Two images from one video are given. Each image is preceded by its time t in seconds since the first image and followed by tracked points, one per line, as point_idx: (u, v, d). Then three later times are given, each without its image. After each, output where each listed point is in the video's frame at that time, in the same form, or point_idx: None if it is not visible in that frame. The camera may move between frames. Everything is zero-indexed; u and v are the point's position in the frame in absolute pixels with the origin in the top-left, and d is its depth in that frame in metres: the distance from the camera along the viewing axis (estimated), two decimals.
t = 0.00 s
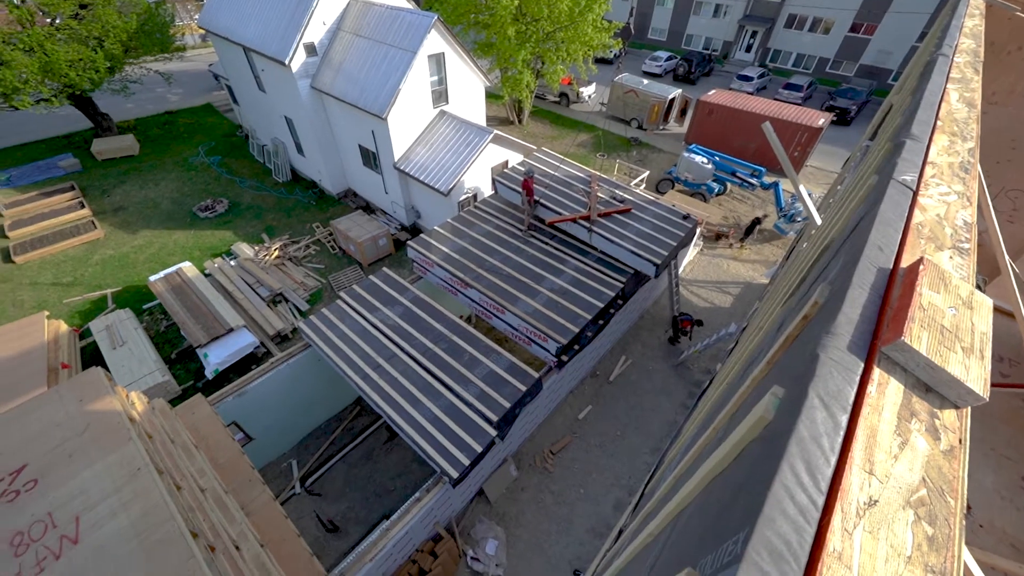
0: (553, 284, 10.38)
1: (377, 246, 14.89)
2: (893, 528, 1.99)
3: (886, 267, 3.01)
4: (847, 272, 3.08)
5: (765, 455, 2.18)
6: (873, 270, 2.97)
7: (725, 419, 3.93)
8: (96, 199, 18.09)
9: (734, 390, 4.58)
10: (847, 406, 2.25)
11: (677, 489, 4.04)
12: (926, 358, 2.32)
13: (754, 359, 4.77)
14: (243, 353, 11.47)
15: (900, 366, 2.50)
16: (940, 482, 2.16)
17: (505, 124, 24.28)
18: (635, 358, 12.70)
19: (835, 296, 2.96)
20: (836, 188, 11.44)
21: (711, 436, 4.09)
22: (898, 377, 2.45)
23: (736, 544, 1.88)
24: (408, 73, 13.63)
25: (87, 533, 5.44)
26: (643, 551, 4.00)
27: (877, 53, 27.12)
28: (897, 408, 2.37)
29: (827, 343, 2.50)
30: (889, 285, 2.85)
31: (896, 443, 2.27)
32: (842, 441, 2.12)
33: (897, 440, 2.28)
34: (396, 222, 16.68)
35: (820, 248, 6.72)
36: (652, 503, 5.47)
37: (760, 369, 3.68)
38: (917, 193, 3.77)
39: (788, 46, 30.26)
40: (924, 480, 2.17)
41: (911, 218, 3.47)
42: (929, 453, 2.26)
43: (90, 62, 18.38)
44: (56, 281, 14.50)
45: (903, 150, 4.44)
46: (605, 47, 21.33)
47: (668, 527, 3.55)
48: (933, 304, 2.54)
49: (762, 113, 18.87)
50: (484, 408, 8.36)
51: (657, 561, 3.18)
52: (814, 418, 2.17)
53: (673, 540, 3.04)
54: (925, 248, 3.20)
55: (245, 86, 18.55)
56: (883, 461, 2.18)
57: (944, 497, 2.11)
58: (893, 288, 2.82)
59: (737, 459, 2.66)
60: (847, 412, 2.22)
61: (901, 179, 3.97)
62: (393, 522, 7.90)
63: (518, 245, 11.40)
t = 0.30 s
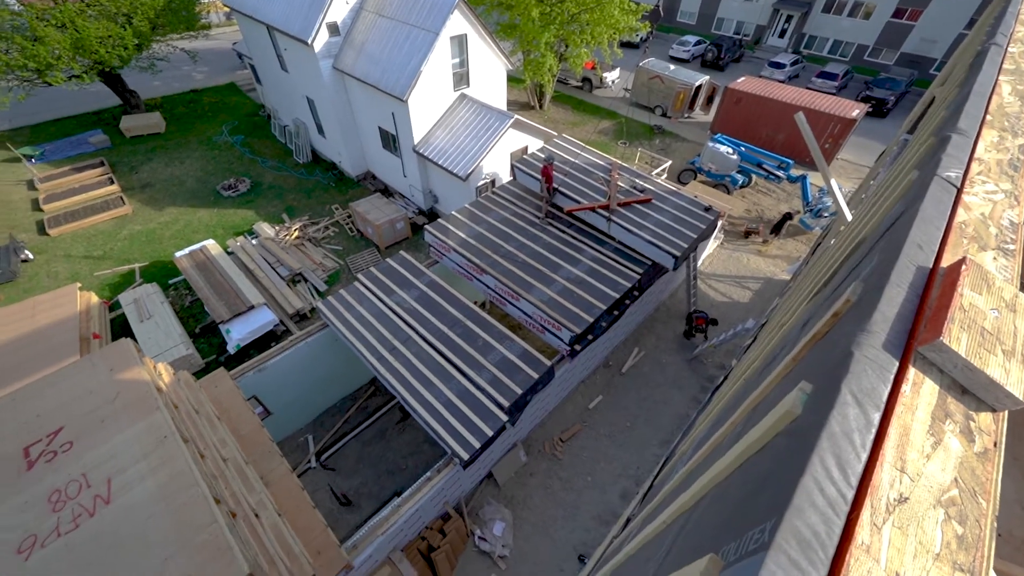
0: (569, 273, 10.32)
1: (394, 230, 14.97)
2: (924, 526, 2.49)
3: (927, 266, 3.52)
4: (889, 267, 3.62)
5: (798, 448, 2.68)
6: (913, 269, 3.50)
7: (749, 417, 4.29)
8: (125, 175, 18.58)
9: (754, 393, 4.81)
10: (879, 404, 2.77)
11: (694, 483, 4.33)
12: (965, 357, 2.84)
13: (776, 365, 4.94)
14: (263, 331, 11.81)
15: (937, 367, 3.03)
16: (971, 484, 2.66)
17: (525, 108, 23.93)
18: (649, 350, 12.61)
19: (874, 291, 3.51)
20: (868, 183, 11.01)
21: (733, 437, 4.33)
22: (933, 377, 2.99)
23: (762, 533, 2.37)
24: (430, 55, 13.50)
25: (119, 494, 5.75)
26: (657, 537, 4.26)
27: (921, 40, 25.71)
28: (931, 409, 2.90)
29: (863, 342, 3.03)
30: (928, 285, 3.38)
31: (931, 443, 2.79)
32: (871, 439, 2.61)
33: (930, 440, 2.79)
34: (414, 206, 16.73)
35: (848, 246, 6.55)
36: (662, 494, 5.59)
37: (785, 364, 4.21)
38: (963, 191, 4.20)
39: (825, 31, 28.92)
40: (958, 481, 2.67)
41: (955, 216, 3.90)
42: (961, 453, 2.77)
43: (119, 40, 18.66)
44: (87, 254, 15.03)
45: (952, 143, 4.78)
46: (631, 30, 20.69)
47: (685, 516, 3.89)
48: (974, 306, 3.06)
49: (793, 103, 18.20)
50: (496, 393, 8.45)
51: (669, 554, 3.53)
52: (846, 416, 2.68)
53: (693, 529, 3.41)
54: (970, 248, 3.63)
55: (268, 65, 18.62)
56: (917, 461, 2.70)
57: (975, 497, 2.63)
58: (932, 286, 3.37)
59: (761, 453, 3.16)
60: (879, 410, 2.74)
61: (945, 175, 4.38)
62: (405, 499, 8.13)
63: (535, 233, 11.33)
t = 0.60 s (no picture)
0: (584, 262, 10.25)
1: (411, 213, 15.06)
2: (963, 530, 2.56)
3: (973, 266, 3.62)
4: (934, 267, 3.69)
5: (834, 444, 2.77)
6: (960, 269, 3.59)
7: (770, 416, 4.34)
8: (153, 151, 19.02)
9: (775, 391, 4.80)
10: (919, 404, 2.83)
11: (710, 477, 4.38)
12: (1011, 362, 2.93)
13: (799, 366, 4.91)
14: (281, 308, 12.07)
15: (981, 370, 3.09)
16: (1013, 489, 2.74)
17: (546, 94, 23.57)
18: (662, 342, 12.51)
19: (916, 290, 3.58)
20: (903, 179, 10.54)
21: (753, 435, 4.34)
22: (977, 380, 3.06)
23: (796, 527, 2.50)
24: (452, 37, 13.40)
25: (145, 458, 6.03)
26: (669, 528, 4.31)
27: (968, 29, 24.27)
28: (974, 413, 2.98)
29: (905, 342, 3.09)
30: (975, 287, 3.47)
31: (973, 447, 2.87)
32: (911, 438, 2.69)
33: (972, 444, 2.87)
34: (431, 190, 16.76)
35: (880, 245, 6.30)
36: (672, 486, 5.60)
37: (813, 361, 4.29)
38: (1013, 189, 4.31)
39: (864, 18, 27.55)
40: (999, 486, 2.75)
41: (1003, 215, 4.03)
42: (1005, 458, 2.85)
43: (149, 17, 18.94)
44: (116, 227, 15.52)
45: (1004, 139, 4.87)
46: (658, 15, 20.09)
47: (701, 509, 3.96)
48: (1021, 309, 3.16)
49: (825, 93, 17.51)
50: (507, 379, 8.52)
51: (683, 547, 3.60)
52: (886, 415, 2.75)
53: (712, 523, 3.48)
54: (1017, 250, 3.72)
55: (292, 44, 18.71)
56: (959, 465, 2.78)
57: (1017, 501, 2.70)
58: (977, 287, 3.47)
59: (787, 451, 3.26)
60: (920, 411, 2.80)
61: (996, 172, 4.48)
62: (414, 477, 8.30)
63: (552, 221, 11.25)
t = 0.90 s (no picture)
0: (600, 253, 10.14)
1: (429, 197, 15.08)
2: (1007, 540, 2.72)
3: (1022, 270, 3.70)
4: (986, 270, 3.73)
5: (873, 446, 2.85)
6: (1012, 273, 3.65)
7: (794, 416, 4.34)
8: (180, 128, 19.40)
9: (801, 390, 4.77)
10: (965, 411, 2.93)
11: (727, 474, 4.42)
12: None
13: (825, 368, 4.84)
14: (300, 287, 12.32)
15: None
16: None
17: (569, 79, 23.05)
18: (675, 337, 12.36)
19: (963, 295, 3.63)
20: (942, 179, 10.03)
21: (774, 434, 4.33)
22: None
23: (831, 526, 2.61)
24: (476, 19, 13.20)
25: (169, 425, 6.31)
26: (683, 520, 4.37)
27: None
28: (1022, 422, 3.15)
29: (953, 347, 3.15)
30: None
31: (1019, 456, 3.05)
32: (955, 445, 2.80)
33: (1019, 454, 3.04)
34: (449, 174, 16.71)
35: (915, 249, 6.07)
36: (681, 482, 5.62)
37: (845, 361, 4.33)
38: None
39: (910, 6, 26.03)
40: None
41: None
42: None
43: None
44: (145, 202, 15.98)
45: None
46: None
47: (722, 502, 4.02)
48: None
49: (863, 85, 16.70)
50: (518, 366, 8.58)
51: (700, 538, 3.65)
52: (930, 421, 2.83)
53: (734, 517, 3.55)
54: None
55: (316, 24, 18.70)
56: (1005, 474, 2.95)
57: None
58: None
59: (819, 452, 3.32)
60: (965, 417, 2.91)
61: None
62: (424, 457, 8.48)
63: (570, 210, 11.13)
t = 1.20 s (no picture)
0: (619, 246, 10.01)
1: (449, 183, 15.06)
2: None
3: None
4: None
5: (905, 450, 2.87)
6: None
7: (817, 418, 4.29)
8: (208, 106, 19.68)
9: (825, 392, 4.70)
10: (1004, 422, 2.89)
11: (742, 472, 4.40)
12: None
13: (851, 373, 4.74)
14: (320, 269, 12.58)
15: None
16: None
17: (596, 66, 22.48)
18: (692, 335, 12.20)
19: (1007, 305, 3.59)
20: (988, 183, 9.54)
21: (795, 435, 4.29)
22: None
23: (857, 526, 2.62)
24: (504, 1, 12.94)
25: (195, 395, 6.56)
26: (695, 515, 4.38)
27: None
28: None
29: (996, 357, 3.12)
30: None
31: None
32: (993, 455, 2.76)
33: None
34: (470, 161, 16.61)
35: (953, 256, 5.83)
36: (691, 479, 5.62)
37: (873, 367, 4.34)
38: None
39: None
40: None
41: None
42: None
43: None
44: (173, 179, 16.37)
45: None
46: None
47: (738, 498, 4.02)
48: None
49: (907, 80, 15.87)
50: (532, 356, 8.61)
51: (713, 534, 3.65)
52: (966, 430, 2.83)
53: (751, 514, 3.56)
54: None
55: (343, 4, 18.61)
56: None
57: None
58: None
59: (845, 455, 3.35)
60: (1005, 427, 2.86)
61: None
62: (435, 439, 8.64)
63: (590, 201, 10.97)
